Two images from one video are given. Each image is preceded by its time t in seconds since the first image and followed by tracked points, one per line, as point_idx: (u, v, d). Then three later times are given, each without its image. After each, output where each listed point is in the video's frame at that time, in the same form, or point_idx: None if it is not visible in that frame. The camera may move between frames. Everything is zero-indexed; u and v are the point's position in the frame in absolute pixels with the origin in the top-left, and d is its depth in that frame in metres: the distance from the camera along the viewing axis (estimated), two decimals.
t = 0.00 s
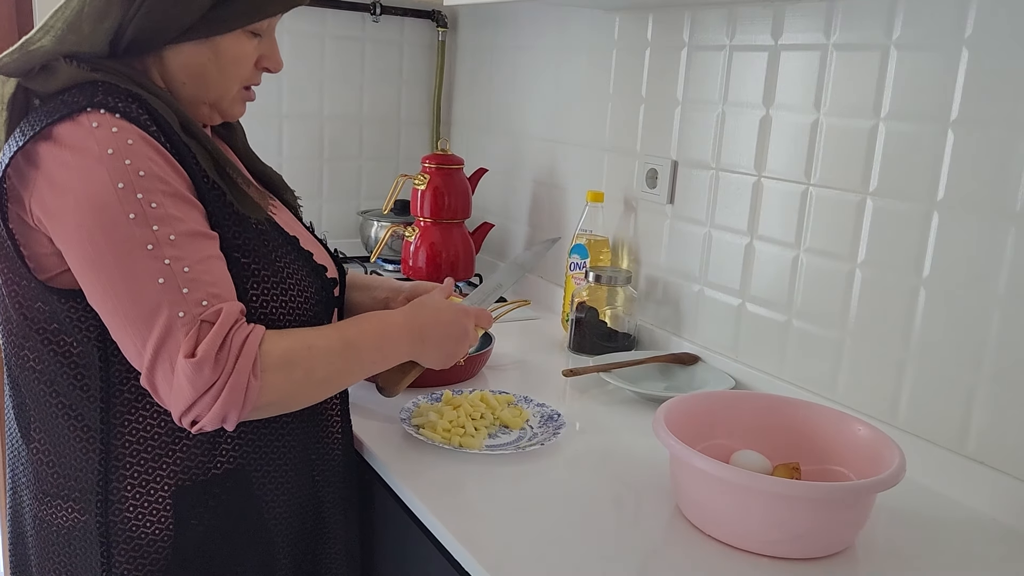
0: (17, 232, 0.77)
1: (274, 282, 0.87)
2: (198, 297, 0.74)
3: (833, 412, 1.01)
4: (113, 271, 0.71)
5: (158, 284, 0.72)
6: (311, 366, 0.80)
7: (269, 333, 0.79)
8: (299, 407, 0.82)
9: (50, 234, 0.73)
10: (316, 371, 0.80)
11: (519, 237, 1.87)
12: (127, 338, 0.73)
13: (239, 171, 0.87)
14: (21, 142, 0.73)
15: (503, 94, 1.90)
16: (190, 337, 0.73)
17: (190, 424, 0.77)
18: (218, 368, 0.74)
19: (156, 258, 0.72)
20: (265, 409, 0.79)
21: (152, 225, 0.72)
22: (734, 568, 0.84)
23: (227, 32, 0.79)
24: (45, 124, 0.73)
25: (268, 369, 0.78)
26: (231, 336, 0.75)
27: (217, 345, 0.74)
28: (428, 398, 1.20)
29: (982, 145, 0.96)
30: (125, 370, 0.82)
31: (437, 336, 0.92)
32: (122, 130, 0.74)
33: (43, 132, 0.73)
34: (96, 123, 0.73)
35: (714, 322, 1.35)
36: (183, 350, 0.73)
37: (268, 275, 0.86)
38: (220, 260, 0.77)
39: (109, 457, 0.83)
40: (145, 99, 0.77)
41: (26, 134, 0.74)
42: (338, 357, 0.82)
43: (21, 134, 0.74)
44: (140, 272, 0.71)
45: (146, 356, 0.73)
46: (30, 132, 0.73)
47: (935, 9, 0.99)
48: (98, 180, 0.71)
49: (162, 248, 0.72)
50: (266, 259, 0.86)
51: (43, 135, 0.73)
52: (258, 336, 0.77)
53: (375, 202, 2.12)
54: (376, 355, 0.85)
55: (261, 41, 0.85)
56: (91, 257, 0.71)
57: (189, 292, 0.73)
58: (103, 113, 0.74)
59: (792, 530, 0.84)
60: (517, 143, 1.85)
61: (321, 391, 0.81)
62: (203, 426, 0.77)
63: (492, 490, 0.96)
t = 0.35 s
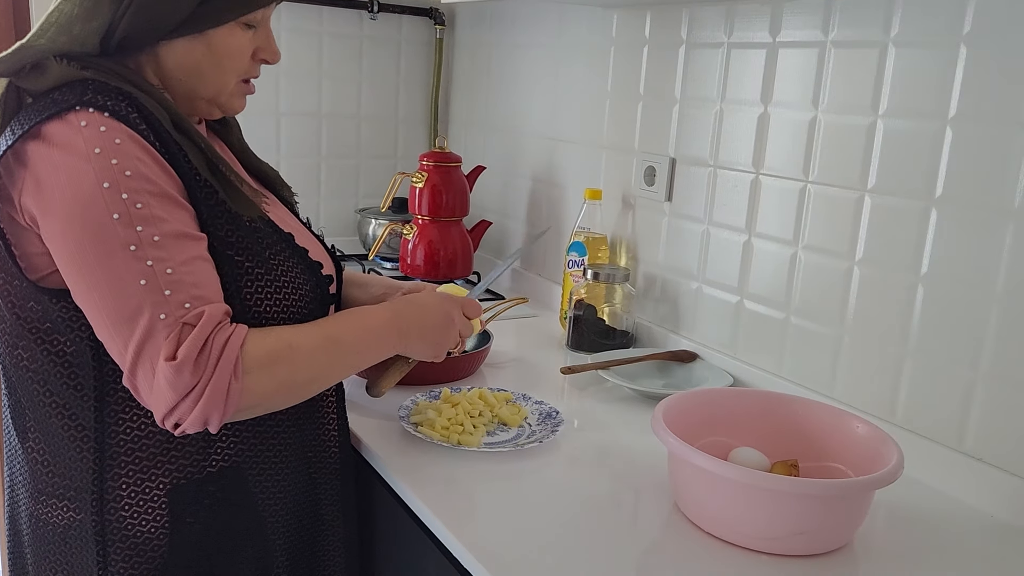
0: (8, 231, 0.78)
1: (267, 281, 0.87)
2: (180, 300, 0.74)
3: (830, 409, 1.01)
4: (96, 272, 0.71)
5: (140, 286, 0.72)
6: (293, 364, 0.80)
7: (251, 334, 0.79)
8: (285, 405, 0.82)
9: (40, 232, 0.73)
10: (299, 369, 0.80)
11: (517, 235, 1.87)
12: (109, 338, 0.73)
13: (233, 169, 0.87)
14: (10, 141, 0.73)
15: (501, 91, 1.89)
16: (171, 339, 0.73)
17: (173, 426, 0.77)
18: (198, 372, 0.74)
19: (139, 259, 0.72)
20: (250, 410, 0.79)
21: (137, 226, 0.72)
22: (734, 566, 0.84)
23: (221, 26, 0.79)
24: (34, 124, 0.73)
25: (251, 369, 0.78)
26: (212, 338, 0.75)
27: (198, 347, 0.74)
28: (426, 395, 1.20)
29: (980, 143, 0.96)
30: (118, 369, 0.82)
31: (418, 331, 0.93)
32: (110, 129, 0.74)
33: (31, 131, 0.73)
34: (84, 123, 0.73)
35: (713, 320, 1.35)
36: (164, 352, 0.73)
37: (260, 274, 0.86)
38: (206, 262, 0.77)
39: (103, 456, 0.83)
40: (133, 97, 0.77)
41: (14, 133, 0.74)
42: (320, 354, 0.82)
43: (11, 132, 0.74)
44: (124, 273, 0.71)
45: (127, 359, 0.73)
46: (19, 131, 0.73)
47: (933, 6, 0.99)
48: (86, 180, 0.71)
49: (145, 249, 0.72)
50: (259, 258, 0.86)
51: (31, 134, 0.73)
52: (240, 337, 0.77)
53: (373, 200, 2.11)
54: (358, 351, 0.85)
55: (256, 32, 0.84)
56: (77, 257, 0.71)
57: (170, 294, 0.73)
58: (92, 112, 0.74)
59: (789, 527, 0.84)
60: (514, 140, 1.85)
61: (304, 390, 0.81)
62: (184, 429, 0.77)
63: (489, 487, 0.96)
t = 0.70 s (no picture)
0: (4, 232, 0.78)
1: (262, 280, 0.87)
2: (181, 297, 0.74)
3: (828, 406, 1.01)
4: (93, 271, 0.71)
5: (140, 284, 0.72)
6: (293, 356, 0.81)
7: (252, 330, 0.80)
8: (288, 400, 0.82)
9: (35, 232, 0.73)
10: (299, 361, 0.81)
11: (515, 233, 1.86)
12: (110, 338, 0.73)
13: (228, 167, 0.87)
14: (4, 141, 0.74)
15: (499, 89, 1.89)
16: (174, 337, 0.73)
17: (177, 424, 0.77)
18: (205, 368, 0.74)
19: (138, 258, 0.72)
20: (254, 405, 0.79)
21: (135, 225, 0.72)
22: (733, 563, 0.84)
23: (215, 25, 0.79)
24: (27, 123, 0.73)
25: (252, 364, 0.78)
26: (217, 334, 0.75)
27: (203, 343, 0.74)
28: (425, 393, 1.20)
29: (978, 141, 0.96)
30: (113, 368, 0.82)
31: (413, 324, 0.94)
32: (104, 128, 0.73)
33: (25, 130, 0.73)
34: (78, 121, 0.73)
35: (711, 317, 1.35)
36: (168, 350, 0.73)
37: (255, 272, 0.86)
38: (204, 260, 0.77)
39: (98, 457, 0.83)
40: (127, 96, 0.76)
41: (9, 133, 0.74)
42: (318, 346, 0.83)
43: (6, 131, 0.74)
44: (123, 272, 0.71)
45: (130, 357, 0.73)
46: (13, 130, 0.73)
47: (931, 4, 0.99)
48: (81, 179, 0.71)
49: (144, 248, 0.72)
50: (254, 256, 0.86)
51: (25, 133, 0.73)
52: (244, 332, 0.78)
53: (371, 198, 2.11)
54: (355, 342, 0.86)
55: (252, 31, 0.84)
56: (74, 256, 0.71)
57: (171, 292, 0.73)
58: (85, 110, 0.74)
59: (788, 525, 0.84)
60: (512, 138, 1.85)
61: (307, 383, 0.82)
62: (189, 425, 0.76)
63: (488, 486, 0.96)
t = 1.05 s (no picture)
0: None
1: (256, 278, 0.87)
2: (180, 292, 0.73)
3: (825, 404, 1.01)
4: (90, 268, 0.70)
5: (139, 280, 0.71)
6: (289, 353, 0.81)
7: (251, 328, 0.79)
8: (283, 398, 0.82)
9: (27, 232, 0.73)
10: (296, 357, 0.81)
11: (512, 231, 1.86)
12: (108, 336, 0.72)
13: (221, 165, 0.86)
14: None
15: (496, 88, 1.89)
16: (175, 332, 0.72)
17: (173, 421, 0.76)
18: (205, 364, 0.74)
19: (135, 253, 0.71)
20: (250, 402, 0.79)
21: (130, 221, 0.72)
22: (729, 562, 0.84)
23: (207, 23, 0.78)
24: (18, 121, 0.73)
25: (251, 362, 0.78)
26: (217, 330, 0.75)
27: (204, 338, 0.73)
28: (422, 392, 1.19)
29: (975, 139, 0.96)
30: (106, 367, 0.81)
31: (406, 323, 0.94)
32: (96, 124, 0.73)
33: (16, 128, 0.73)
34: (69, 118, 0.72)
35: (708, 316, 1.35)
36: (168, 345, 0.72)
37: (248, 270, 0.86)
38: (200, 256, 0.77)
39: (91, 456, 0.83)
40: (118, 93, 0.76)
41: None
42: (314, 343, 0.83)
43: None
44: (120, 268, 0.71)
45: (129, 354, 0.72)
46: (4, 128, 0.73)
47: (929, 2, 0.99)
48: (74, 176, 0.71)
49: (141, 243, 0.72)
50: (247, 254, 0.86)
51: (16, 132, 0.73)
52: (241, 331, 0.77)
53: (368, 196, 2.11)
54: (350, 339, 0.86)
55: (244, 29, 0.83)
56: (69, 254, 0.70)
57: (170, 287, 0.73)
58: (76, 107, 0.73)
59: (785, 524, 0.84)
60: (509, 136, 1.85)
61: (303, 379, 0.82)
62: (186, 422, 0.76)
63: (484, 484, 0.96)
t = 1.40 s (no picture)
0: None
1: (253, 278, 0.86)
2: (179, 293, 0.73)
3: (824, 403, 1.01)
4: (88, 268, 0.70)
5: (137, 281, 0.71)
6: (289, 360, 0.80)
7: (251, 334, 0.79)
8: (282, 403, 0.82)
9: (23, 232, 0.73)
10: (294, 362, 0.81)
11: (511, 231, 1.86)
12: (106, 337, 0.72)
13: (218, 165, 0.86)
14: None
15: (494, 87, 1.89)
16: (173, 334, 0.72)
17: (170, 423, 0.76)
18: (203, 365, 0.74)
19: (133, 255, 0.71)
20: (245, 406, 0.79)
21: (129, 222, 0.71)
22: (727, 561, 0.84)
23: (200, 20, 0.78)
24: (15, 121, 0.73)
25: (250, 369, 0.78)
26: (217, 332, 0.75)
27: (203, 341, 0.73)
28: (420, 392, 1.19)
29: (974, 137, 0.95)
30: (103, 369, 0.81)
31: (407, 330, 0.94)
32: (94, 125, 0.73)
33: (13, 129, 0.73)
34: (67, 119, 0.72)
35: (706, 315, 1.35)
36: (166, 347, 0.72)
37: (246, 271, 0.86)
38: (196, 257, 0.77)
39: (89, 457, 0.83)
40: (115, 92, 0.76)
41: None
42: (313, 349, 0.82)
43: None
44: (118, 269, 0.71)
45: (126, 355, 0.72)
46: None
47: None
48: (72, 177, 0.70)
49: (140, 245, 0.72)
50: (245, 255, 0.86)
51: (13, 132, 0.73)
52: (241, 335, 0.77)
53: (366, 196, 2.10)
54: (348, 345, 0.86)
55: (238, 27, 0.83)
56: (67, 255, 0.70)
57: (168, 289, 0.72)
58: (74, 108, 0.73)
59: (783, 523, 0.84)
60: (508, 136, 1.85)
61: (300, 385, 0.82)
62: (183, 424, 0.76)
63: (482, 483, 0.96)
